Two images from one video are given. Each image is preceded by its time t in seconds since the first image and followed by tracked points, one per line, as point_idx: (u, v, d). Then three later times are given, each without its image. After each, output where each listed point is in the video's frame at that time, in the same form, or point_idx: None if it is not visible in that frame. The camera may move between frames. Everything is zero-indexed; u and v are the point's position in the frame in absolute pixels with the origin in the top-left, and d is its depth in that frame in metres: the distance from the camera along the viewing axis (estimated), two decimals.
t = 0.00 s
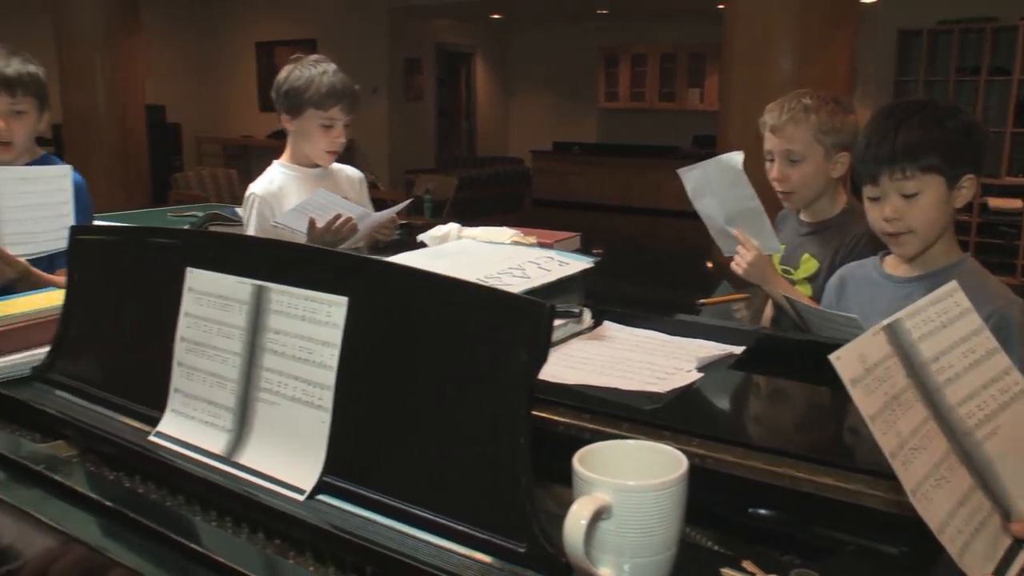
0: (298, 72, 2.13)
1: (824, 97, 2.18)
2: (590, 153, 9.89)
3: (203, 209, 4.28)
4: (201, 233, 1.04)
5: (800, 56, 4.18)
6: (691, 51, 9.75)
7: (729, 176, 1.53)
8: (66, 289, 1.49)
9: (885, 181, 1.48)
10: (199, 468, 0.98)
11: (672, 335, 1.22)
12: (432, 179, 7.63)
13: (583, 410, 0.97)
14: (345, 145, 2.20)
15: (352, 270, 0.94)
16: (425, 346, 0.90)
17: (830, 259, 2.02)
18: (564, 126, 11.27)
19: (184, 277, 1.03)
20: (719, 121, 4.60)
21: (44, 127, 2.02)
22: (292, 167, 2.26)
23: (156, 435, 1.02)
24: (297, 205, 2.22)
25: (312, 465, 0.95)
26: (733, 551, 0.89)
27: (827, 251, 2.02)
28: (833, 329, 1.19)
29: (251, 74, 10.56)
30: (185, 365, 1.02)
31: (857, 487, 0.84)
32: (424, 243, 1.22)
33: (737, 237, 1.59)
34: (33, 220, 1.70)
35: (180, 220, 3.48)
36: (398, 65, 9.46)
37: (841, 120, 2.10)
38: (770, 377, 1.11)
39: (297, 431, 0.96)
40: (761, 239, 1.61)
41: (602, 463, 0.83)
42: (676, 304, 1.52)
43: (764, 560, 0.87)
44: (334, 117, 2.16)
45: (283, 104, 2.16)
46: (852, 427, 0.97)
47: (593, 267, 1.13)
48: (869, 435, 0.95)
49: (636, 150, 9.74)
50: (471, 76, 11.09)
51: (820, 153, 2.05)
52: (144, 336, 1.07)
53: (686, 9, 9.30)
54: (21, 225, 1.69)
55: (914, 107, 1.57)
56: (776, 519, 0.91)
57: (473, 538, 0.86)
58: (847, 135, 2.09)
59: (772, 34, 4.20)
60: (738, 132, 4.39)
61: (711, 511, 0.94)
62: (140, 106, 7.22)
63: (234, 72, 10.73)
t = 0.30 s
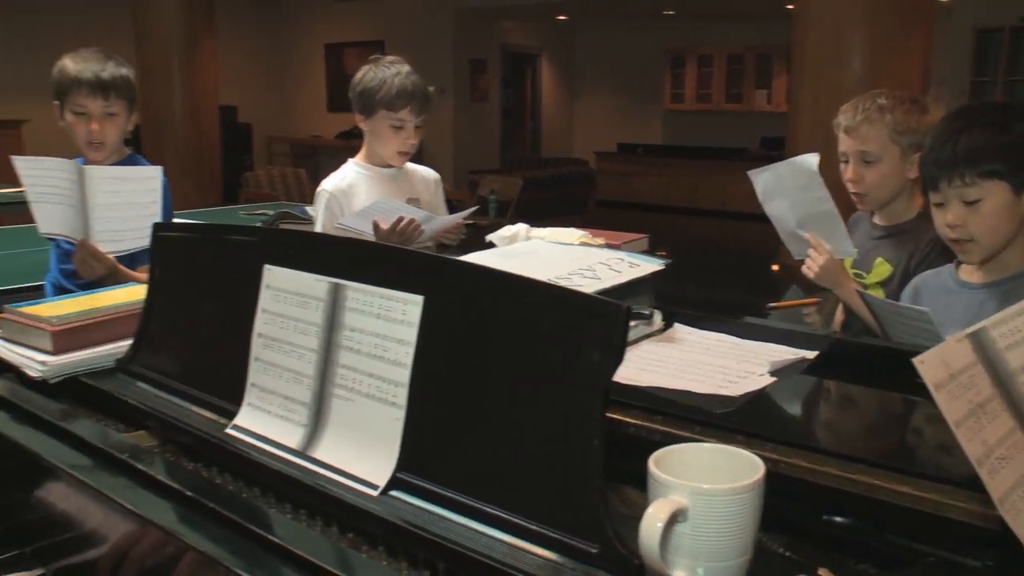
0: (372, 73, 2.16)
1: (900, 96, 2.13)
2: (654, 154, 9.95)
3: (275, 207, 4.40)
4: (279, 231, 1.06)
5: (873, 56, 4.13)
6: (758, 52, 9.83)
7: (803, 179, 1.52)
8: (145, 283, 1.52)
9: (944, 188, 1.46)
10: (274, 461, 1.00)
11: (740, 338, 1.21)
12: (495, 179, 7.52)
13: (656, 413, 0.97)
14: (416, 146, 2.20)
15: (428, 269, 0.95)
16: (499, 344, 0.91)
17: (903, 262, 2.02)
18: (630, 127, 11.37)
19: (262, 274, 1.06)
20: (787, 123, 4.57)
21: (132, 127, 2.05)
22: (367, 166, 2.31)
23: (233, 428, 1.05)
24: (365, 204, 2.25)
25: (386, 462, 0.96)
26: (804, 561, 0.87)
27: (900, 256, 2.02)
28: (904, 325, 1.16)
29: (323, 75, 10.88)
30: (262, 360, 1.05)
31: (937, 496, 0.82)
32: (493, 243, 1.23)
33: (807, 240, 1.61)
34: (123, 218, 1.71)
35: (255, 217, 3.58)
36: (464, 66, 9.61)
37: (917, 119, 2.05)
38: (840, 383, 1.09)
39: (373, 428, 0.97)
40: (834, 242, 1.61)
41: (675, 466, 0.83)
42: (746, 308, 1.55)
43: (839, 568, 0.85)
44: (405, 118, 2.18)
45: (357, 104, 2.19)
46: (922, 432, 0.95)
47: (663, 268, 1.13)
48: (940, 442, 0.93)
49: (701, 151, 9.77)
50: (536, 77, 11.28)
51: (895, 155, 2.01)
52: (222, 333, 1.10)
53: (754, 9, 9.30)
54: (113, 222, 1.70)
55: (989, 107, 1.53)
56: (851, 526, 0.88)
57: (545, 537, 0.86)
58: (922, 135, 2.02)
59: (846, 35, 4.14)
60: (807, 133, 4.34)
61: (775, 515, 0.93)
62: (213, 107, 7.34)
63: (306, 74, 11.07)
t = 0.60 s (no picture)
0: (442, 76, 2.19)
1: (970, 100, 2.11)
2: (712, 161, 10.24)
3: (344, 209, 4.56)
4: (355, 230, 1.10)
5: (938, 63, 4.14)
6: (821, 57, 10.00)
7: (869, 182, 1.53)
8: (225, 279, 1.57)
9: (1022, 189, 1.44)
10: (345, 453, 1.04)
11: (807, 341, 1.23)
12: (558, 182, 7.78)
13: (724, 415, 1.00)
14: (484, 148, 2.22)
15: (501, 269, 0.97)
16: (569, 344, 0.93)
17: (970, 266, 2.00)
18: (691, 131, 11.64)
19: (337, 272, 1.09)
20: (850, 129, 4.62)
21: (215, 130, 2.23)
22: (435, 166, 2.35)
23: (307, 420, 1.09)
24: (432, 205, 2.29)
25: (456, 457, 0.99)
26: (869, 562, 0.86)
27: (969, 261, 2.00)
28: (977, 318, 1.20)
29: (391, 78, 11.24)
30: (336, 355, 1.08)
31: (1010, 504, 0.81)
32: (559, 244, 1.26)
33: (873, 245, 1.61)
34: (209, 214, 1.91)
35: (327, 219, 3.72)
36: (528, 70, 10.16)
37: (989, 122, 2.03)
38: (908, 389, 1.09)
39: (444, 423, 1.00)
40: (901, 247, 1.62)
41: (746, 468, 0.84)
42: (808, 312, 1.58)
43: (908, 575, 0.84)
44: (473, 121, 2.20)
45: (427, 107, 2.23)
46: (992, 441, 0.94)
47: (728, 272, 1.15)
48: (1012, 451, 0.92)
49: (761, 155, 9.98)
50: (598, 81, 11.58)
51: (966, 156, 1.99)
52: (299, 329, 1.14)
53: (815, 14, 9.48)
54: (200, 218, 1.91)
55: None
56: (923, 532, 0.87)
57: (611, 533, 0.88)
58: (995, 138, 2.00)
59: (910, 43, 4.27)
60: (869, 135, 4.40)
61: (841, 519, 0.92)
62: (285, 112, 7.43)
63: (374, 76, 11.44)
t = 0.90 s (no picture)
0: (505, 79, 2.21)
1: None
2: (771, 164, 10.27)
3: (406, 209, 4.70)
4: (424, 229, 1.13)
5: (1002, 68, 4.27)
6: (879, 61, 10.03)
7: (932, 186, 1.51)
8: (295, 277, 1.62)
9: None
10: (413, 447, 1.08)
11: (868, 346, 1.24)
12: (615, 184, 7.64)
13: (785, 417, 1.01)
14: (545, 150, 2.24)
15: (567, 270, 0.99)
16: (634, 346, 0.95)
17: None
18: (749, 134, 11.75)
19: (406, 270, 1.13)
20: (913, 133, 4.67)
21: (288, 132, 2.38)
22: (497, 168, 2.39)
23: (374, 413, 1.13)
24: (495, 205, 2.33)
25: (520, 453, 1.02)
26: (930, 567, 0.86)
27: None
28: None
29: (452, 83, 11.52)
30: (403, 351, 1.12)
31: None
32: (620, 245, 1.30)
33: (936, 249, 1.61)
34: (284, 212, 2.07)
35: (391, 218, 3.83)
36: (586, 75, 10.39)
37: None
38: (967, 395, 1.09)
39: (508, 419, 1.03)
40: (965, 251, 1.61)
41: (810, 469, 0.84)
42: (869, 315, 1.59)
43: None
44: (535, 122, 2.21)
45: (489, 109, 2.26)
46: None
47: (789, 274, 1.16)
48: None
49: (817, 159, 10.01)
50: (656, 84, 11.69)
51: None
52: (368, 326, 1.18)
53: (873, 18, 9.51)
54: (275, 215, 2.06)
55: None
56: (989, 539, 0.85)
57: (673, 531, 0.89)
58: None
59: (973, 48, 4.32)
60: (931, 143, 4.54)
61: (906, 523, 0.91)
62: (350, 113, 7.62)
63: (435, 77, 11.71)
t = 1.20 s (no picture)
0: (559, 81, 2.26)
1: None
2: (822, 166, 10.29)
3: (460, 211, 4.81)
4: (485, 228, 1.16)
5: None
6: (932, 65, 10.04)
7: (989, 191, 1.50)
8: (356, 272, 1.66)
9: None
10: (472, 441, 1.11)
11: (924, 348, 1.24)
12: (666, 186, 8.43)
13: (838, 416, 1.02)
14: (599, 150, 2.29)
15: (625, 270, 1.02)
16: (691, 345, 0.97)
17: None
18: (800, 138, 11.92)
19: (466, 268, 1.16)
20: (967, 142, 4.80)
21: (351, 135, 2.51)
22: (549, 168, 2.41)
23: (433, 407, 1.17)
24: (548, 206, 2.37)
25: (576, 449, 1.04)
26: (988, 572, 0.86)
27: None
28: None
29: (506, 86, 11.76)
30: (462, 347, 1.15)
31: None
32: (673, 245, 1.33)
33: (991, 252, 1.61)
34: (346, 212, 2.17)
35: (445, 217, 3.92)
36: (638, 79, 10.47)
37: None
38: None
39: (565, 414, 1.05)
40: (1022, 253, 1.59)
41: (869, 470, 0.85)
42: (925, 318, 1.59)
43: None
44: (589, 123, 2.26)
45: (544, 110, 2.31)
46: None
47: (844, 275, 1.17)
48: None
49: (868, 161, 9.91)
50: (707, 86, 11.95)
51: None
52: (428, 324, 1.22)
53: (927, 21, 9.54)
54: (339, 216, 2.16)
55: None
56: None
57: (727, 529, 0.91)
58: None
59: None
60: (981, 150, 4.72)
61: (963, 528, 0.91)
62: (405, 118, 7.69)
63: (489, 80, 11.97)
